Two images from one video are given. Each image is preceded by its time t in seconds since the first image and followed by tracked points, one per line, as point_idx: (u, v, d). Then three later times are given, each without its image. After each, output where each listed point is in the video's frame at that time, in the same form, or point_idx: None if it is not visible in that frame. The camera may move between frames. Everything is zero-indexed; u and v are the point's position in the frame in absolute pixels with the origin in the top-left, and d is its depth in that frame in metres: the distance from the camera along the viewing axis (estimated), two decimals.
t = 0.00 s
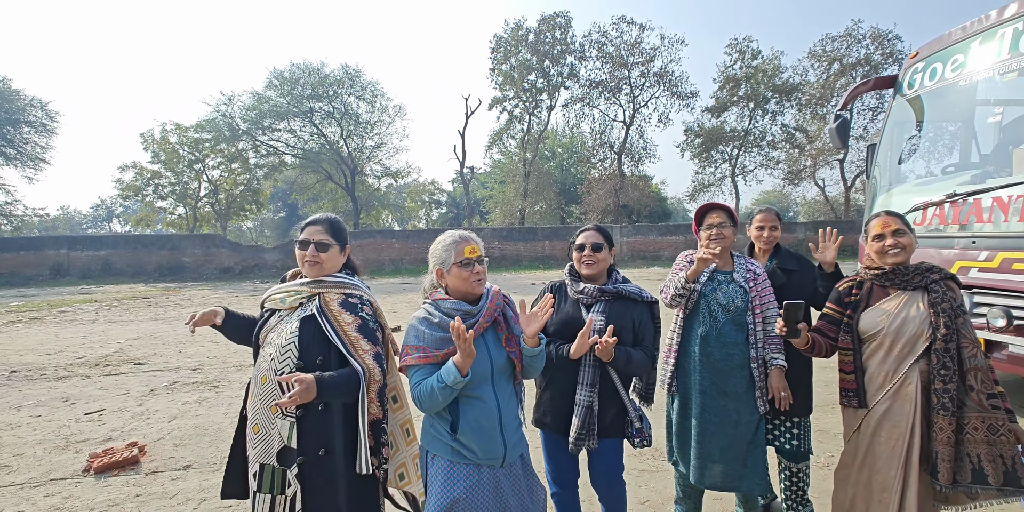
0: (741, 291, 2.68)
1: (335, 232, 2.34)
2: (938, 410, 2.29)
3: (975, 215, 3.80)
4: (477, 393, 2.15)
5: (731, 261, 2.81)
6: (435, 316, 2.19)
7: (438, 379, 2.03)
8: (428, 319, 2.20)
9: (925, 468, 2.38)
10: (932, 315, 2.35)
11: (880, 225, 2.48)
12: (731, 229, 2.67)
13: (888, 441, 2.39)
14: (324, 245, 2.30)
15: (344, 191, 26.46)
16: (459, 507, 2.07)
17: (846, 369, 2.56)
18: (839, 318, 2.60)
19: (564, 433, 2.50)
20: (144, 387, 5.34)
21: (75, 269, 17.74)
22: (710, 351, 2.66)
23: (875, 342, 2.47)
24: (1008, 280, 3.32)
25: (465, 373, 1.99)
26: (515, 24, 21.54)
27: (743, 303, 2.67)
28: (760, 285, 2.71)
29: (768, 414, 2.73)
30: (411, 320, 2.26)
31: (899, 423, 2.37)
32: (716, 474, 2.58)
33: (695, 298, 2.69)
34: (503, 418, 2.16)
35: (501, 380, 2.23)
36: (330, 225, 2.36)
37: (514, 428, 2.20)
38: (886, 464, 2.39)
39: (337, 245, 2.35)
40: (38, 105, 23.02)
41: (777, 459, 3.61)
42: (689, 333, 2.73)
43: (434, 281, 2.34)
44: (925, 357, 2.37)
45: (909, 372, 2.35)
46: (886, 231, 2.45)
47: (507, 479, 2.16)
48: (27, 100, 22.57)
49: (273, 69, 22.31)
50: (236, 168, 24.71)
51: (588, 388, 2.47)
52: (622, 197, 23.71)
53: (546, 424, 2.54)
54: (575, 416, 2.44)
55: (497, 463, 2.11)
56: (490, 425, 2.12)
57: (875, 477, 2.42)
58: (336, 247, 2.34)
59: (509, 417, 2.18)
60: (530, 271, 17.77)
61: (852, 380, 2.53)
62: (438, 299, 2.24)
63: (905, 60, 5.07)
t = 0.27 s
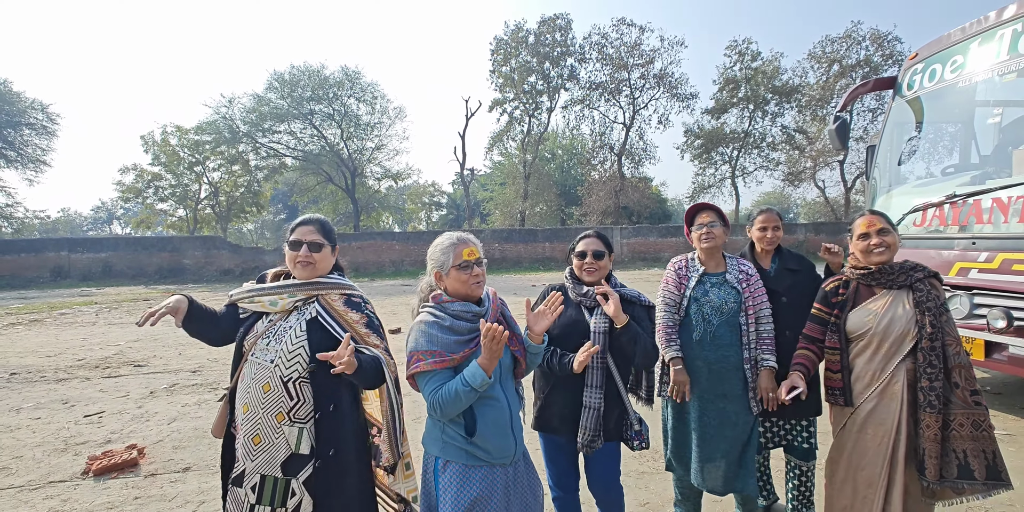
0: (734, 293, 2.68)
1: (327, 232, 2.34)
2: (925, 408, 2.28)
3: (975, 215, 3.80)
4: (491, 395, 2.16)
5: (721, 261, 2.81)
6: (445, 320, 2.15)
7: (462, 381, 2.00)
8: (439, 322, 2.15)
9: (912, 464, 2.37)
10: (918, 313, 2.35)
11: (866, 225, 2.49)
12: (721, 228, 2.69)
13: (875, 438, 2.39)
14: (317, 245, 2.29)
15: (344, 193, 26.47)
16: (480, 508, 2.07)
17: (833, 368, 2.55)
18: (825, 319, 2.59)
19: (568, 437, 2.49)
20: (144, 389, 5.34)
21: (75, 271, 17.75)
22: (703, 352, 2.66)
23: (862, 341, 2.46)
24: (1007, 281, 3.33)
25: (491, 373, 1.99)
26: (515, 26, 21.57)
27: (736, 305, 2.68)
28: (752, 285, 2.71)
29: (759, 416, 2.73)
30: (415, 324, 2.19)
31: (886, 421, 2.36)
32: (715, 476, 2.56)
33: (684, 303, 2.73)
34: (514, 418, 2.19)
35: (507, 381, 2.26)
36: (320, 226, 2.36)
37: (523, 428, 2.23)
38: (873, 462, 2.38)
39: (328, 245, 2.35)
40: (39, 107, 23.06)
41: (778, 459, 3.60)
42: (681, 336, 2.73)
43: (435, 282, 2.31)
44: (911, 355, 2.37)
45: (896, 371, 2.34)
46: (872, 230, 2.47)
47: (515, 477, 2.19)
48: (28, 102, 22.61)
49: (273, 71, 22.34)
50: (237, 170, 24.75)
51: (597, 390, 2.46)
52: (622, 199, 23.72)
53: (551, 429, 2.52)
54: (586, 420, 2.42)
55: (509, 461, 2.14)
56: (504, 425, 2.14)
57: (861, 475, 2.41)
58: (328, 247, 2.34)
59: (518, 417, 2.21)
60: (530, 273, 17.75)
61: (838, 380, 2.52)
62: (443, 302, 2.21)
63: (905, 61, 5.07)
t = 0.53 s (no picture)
0: (720, 294, 2.72)
1: (299, 236, 2.29)
2: (914, 409, 2.29)
3: (971, 218, 3.81)
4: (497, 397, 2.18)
5: (706, 263, 2.82)
6: (451, 324, 2.13)
7: (479, 382, 2.02)
8: (445, 325, 2.12)
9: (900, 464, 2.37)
10: (907, 314, 2.35)
11: (856, 228, 2.50)
12: (704, 230, 2.69)
13: (865, 440, 2.38)
14: (291, 249, 2.22)
15: (342, 195, 26.43)
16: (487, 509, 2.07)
17: (823, 370, 2.53)
18: (815, 322, 2.57)
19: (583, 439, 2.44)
20: (139, 392, 5.31)
21: (71, 272, 17.69)
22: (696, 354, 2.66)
23: (853, 343, 2.45)
24: (1004, 282, 3.34)
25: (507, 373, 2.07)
26: (514, 28, 21.61)
27: (722, 306, 2.70)
28: (739, 284, 2.75)
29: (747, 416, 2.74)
30: (417, 329, 2.13)
31: (877, 423, 2.36)
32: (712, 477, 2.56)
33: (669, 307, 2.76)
34: (516, 418, 2.22)
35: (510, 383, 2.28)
36: (295, 230, 2.31)
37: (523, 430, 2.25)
38: (863, 462, 2.37)
39: (303, 248, 2.29)
40: (35, 109, 22.98)
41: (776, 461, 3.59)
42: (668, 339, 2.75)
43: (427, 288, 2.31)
44: (901, 357, 2.36)
45: (886, 372, 2.34)
46: (863, 234, 2.47)
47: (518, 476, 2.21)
48: (24, 103, 22.53)
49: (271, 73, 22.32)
50: (234, 172, 24.69)
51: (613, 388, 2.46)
52: (619, 200, 23.74)
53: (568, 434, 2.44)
54: (606, 419, 2.39)
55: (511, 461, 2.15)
56: (508, 425, 2.16)
57: (851, 475, 2.40)
58: (302, 250, 2.28)
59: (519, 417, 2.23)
60: (528, 275, 17.75)
61: (830, 382, 2.50)
62: (445, 305, 2.20)
63: (902, 64, 5.08)
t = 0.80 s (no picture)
0: (708, 296, 2.74)
1: (257, 232, 2.24)
2: (912, 409, 2.28)
3: (969, 219, 3.82)
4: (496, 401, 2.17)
5: (691, 266, 2.84)
6: (451, 325, 2.11)
7: (484, 384, 2.03)
8: (444, 326, 2.10)
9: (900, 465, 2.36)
10: (902, 315, 2.35)
11: (853, 229, 2.49)
12: (691, 234, 2.72)
13: (863, 441, 2.37)
14: (248, 245, 2.19)
15: (339, 196, 26.37)
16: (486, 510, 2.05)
17: (820, 372, 2.52)
18: (810, 324, 2.57)
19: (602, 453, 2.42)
20: (135, 394, 5.26)
21: (66, 274, 17.59)
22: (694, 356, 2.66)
23: (849, 344, 2.44)
24: (1002, 284, 3.34)
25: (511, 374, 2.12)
26: (511, 30, 21.63)
27: (712, 308, 2.72)
28: (726, 284, 2.80)
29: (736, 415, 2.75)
30: (416, 329, 2.12)
31: (875, 423, 2.35)
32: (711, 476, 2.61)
33: (659, 312, 2.76)
34: (514, 420, 2.21)
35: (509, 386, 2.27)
36: (251, 226, 2.26)
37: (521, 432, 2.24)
38: (862, 464, 2.36)
39: (260, 245, 2.25)
40: (30, 109, 22.86)
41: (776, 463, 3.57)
42: (661, 343, 2.76)
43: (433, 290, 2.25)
44: (897, 358, 2.36)
45: (883, 373, 2.33)
46: (859, 235, 2.46)
47: (517, 478, 2.20)
48: (19, 104, 22.42)
49: (268, 74, 22.27)
50: (231, 173, 24.62)
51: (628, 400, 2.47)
52: (617, 202, 23.77)
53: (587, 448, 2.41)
54: (625, 432, 2.42)
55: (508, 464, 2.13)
56: (506, 427, 2.15)
57: (851, 477, 2.39)
58: (258, 247, 2.24)
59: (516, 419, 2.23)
60: (526, 276, 17.74)
61: (826, 383, 2.49)
62: (444, 306, 2.18)
63: (899, 65, 5.09)
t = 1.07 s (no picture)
0: (706, 300, 2.76)
1: (218, 247, 2.17)
2: (914, 411, 2.29)
3: (969, 221, 3.83)
4: (491, 405, 2.14)
5: (689, 271, 2.85)
6: (445, 327, 2.11)
7: (474, 388, 2.01)
8: (440, 329, 2.11)
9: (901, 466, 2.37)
10: (904, 317, 2.35)
11: (853, 231, 2.49)
12: (689, 239, 2.74)
13: (866, 442, 2.37)
14: (210, 259, 2.12)
15: (337, 198, 26.34)
16: None
17: (823, 373, 2.51)
18: (811, 325, 2.56)
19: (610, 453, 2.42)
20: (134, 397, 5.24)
21: (64, 276, 17.55)
22: (696, 358, 2.72)
23: (851, 346, 2.44)
24: (1003, 285, 3.35)
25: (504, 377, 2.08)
26: (509, 31, 21.66)
27: (711, 311, 2.75)
28: (721, 286, 2.82)
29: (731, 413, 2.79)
30: (415, 330, 2.14)
31: (877, 425, 2.35)
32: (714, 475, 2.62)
33: (662, 318, 2.76)
34: (513, 425, 2.18)
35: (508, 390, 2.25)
36: (213, 241, 2.20)
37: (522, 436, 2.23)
38: (865, 465, 2.37)
39: (221, 259, 2.17)
40: (28, 111, 22.81)
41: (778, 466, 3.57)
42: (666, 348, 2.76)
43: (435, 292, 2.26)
44: (899, 359, 2.37)
45: (885, 374, 2.33)
46: (861, 237, 2.46)
47: (516, 484, 2.17)
48: (16, 105, 22.36)
49: (266, 75, 22.26)
50: (229, 174, 24.59)
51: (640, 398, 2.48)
52: (615, 203, 23.80)
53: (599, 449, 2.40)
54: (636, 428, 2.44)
55: (508, 471, 2.12)
56: (504, 433, 2.12)
57: (853, 479, 2.39)
58: (221, 262, 2.17)
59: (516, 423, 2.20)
60: (525, 277, 17.74)
61: (829, 385, 2.49)
62: (443, 309, 2.17)
63: (898, 68, 5.11)
